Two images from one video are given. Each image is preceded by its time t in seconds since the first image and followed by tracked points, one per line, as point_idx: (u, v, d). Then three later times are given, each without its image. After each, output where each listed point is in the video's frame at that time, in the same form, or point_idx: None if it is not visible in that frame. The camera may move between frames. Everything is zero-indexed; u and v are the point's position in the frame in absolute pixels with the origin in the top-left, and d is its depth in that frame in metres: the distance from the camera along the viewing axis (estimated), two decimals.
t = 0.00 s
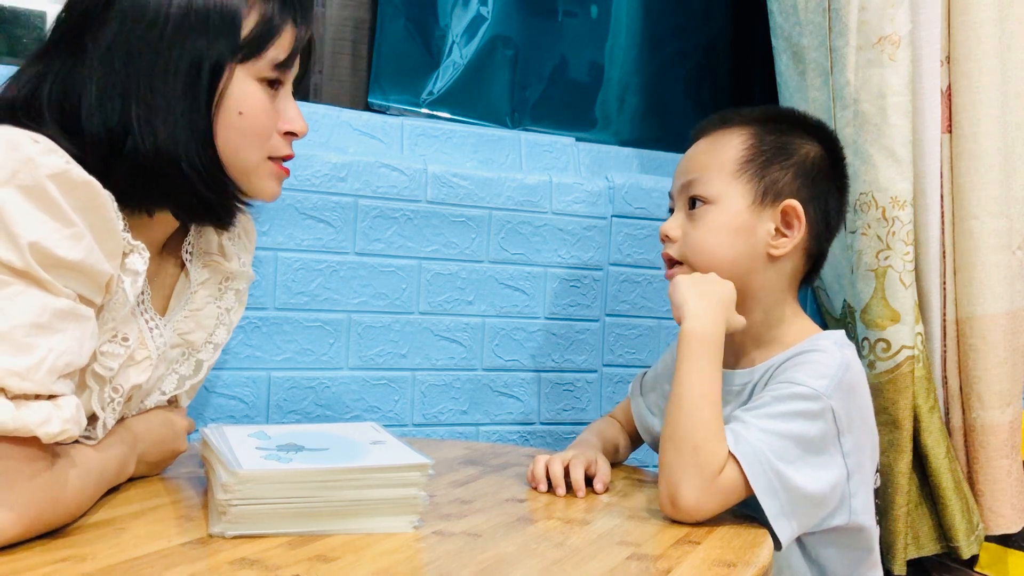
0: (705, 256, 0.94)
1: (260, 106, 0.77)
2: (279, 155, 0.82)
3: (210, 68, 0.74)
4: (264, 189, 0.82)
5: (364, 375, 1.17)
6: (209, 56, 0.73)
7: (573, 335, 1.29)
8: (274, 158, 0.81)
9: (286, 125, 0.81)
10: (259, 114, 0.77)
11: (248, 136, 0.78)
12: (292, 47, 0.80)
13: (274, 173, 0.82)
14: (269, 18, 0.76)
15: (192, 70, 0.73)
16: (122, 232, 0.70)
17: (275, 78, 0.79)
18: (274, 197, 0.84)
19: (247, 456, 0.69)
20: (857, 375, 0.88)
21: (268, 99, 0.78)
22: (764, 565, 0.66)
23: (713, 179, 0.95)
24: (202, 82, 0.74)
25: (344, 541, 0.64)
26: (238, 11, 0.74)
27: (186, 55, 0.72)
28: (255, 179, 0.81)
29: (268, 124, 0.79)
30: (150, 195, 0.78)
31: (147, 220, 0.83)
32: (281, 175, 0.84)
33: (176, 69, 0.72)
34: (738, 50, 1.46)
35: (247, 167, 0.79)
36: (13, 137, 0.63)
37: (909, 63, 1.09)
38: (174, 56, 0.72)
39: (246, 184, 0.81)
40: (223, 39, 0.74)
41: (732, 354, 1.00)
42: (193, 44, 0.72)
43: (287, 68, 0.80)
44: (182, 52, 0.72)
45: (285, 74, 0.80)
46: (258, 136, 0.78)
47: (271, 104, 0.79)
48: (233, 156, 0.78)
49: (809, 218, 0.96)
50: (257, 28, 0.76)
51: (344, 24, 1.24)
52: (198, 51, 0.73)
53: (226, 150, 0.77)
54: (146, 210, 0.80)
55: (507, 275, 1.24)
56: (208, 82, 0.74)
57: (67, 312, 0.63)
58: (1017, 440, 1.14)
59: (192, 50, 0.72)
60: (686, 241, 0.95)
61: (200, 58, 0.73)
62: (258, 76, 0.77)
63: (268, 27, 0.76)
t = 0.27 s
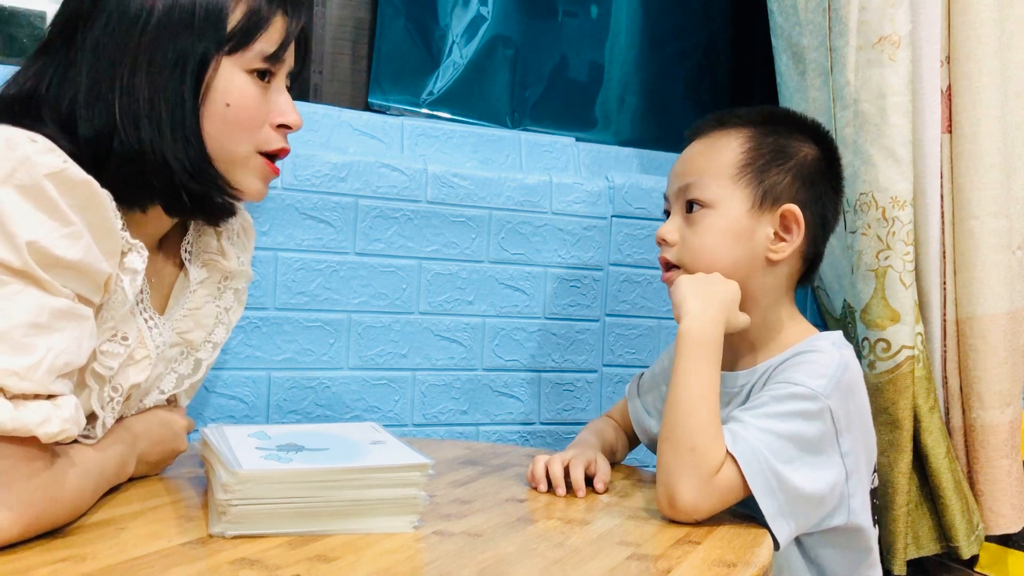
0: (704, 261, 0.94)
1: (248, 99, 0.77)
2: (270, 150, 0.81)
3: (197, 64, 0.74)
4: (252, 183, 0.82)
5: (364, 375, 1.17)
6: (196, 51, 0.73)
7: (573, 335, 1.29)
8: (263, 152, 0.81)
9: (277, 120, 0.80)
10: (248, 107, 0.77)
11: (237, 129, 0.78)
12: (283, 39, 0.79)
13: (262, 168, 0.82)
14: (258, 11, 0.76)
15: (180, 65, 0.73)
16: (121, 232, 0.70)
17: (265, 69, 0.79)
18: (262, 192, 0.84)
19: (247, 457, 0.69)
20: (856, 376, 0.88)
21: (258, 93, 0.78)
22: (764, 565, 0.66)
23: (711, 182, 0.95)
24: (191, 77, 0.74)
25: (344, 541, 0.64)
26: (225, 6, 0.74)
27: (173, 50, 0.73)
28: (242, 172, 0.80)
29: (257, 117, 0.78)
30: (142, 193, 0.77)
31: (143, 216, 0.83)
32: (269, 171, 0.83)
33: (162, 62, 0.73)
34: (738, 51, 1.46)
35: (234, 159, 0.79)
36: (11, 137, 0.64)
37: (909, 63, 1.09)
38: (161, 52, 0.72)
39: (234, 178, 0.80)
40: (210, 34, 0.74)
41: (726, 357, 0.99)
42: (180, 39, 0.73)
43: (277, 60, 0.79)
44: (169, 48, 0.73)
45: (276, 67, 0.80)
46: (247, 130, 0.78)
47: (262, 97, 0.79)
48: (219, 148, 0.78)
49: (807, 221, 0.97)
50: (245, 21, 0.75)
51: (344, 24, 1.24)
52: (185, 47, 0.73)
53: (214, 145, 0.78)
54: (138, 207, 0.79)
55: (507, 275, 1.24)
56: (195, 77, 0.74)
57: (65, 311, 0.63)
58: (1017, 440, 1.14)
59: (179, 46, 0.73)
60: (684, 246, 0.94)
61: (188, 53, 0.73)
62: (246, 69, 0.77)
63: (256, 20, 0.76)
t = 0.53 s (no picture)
0: (704, 264, 0.94)
1: (245, 98, 0.77)
2: (266, 150, 0.81)
3: (196, 61, 0.73)
4: (250, 181, 0.81)
5: (364, 375, 1.17)
6: (194, 48, 0.73)
7: (573, 335, 1.29)
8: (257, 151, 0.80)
9: (275, 120, 0.79)
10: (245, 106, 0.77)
11: (235, 127, 0.77)
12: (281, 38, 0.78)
13: (258, 168, 0.81)
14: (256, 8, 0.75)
15: (178, 62, 0.73)
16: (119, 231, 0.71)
17: (264, 68, 0.78)
18: (259, 192, 0.83)
19: (247, 457, 0.69)
20: (856, 376, 0.88)
21: (255, 92, 0.77)
22: (763, 565, 0.66)
23: (710, 184, 0.94)
24: (190, 74, 0.73)
25: (344, 541, 0.64)
26: (224, 3, 0.73)
27: (170, 47, 0.72)
28: (238, 170, 0.80)
29: (253, 117, 0.78)
30: (140, 192, 0.77)
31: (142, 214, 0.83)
32: (265, 172, 0.82)
33: (159, 60, 0.72)
34: (738, 51, 1.46)
35: (229, 159, 0.78)
36: (9, 137, 0.64)
37: (909, 63, 1.09)
38: (160, 49, 0.72)
39: (232, 177, 0.80)
40: (209, 31, 0.73)
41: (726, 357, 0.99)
42: (178, 36, 0.72)
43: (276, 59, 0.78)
44: (168, 45, 0.72)
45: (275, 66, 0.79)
46: (244, 128, 0.78)
47: (259, 97, 0.78)
48: (215, 147, 0.77)
49: (807, 224, 0.97)
50: (244, 19, 0.75)
51: (344, 24, 1.24)
52: (183, 44, 0.73)
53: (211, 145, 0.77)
54: (137, 205, 0.79)
55: (507, 275, 1.24)
56: (194, 74, 0.73)
57: (64, 311, 0.63)
58: (1017, 440, 1.14)
59: (177, 43, 0.72)
60: (684, 249, 0.94)
61: (185, 50, 0.73)
62: (243, 68, 0.76)
63: (255, 18, 0.75)
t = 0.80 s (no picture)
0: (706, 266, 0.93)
1: (198, 70, 0.77)
2: (223, 120, 0.81)
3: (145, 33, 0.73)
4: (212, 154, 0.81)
5: (364, 375, 1.17)
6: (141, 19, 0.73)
7: (573, 335, 1.29)
8: (215, 122, 0.81)
9: (229, 87, 0.80)
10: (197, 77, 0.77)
11: (190, 100, 0.77)
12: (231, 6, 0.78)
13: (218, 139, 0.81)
14: None
15: (127, 36, 0.73)
16: (79, 219, 0.71)
17: (213, 37, 0.78)
18: (222, 162, 0.83)
19: (247, 456, 0.69)
20: (856, 377, 0.88)
21: (207, 62, 0.78)
22: (763, 566, 0.66)
23: (711, 184, 0.94)
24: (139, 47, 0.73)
25: (344, 541, 0.64)
26: None
27: (116, 19, 0.72)
28: (197, 143, 0.80)
29: (205, 87, 0.78)
30: (99, 173, 0.77)
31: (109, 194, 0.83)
32: (226, 141, 0.82)
33: (106, 35, 0.72)
34: (738, 51, 1.46)
35: (186, 131, 0.79)
36: None
37: (909, 63, 1.09)
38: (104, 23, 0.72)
39: (193, 151, 0.80)
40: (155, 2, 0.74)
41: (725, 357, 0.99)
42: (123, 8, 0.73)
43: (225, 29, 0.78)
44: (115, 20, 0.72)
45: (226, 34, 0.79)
46: (199, 100, 0.78)
47: (212, 66, 0.78)
48: (171, 121, 0.78)
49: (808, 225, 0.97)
50: None
51: (344, 24, 1.24)
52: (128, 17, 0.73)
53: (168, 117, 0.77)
54: (102, 184, 0.79)
55: (507, 275, 1.24)
56: (142, 47, 0.74)
57: (32, 303, 0.63)
58: (1017, 440, 1.14)
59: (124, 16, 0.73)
60: (685, 251, 0.94)
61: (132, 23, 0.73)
62: (191, 38, 0.76)
63: None
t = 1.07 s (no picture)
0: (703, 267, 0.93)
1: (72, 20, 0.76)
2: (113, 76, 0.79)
3: None
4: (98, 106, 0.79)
5: (364, 375, 1.17)
6: None
7: (573, 335, 1.29)
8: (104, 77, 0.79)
9: (115, 42, 0.78)
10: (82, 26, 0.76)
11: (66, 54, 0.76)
12: None
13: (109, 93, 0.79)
14: None
15: None
16: None
17: None
18: (114, 119, 0.81)
19: (247, 455, 0.69)
20: (855, 377, 0.88)
21: (86, 13, 0.76)
22: (763, 566, 0.66)
23: (705, 185, 0.94)
24: None
25: (344, 540, 0.64)
26: None
27: None
28: (83, 99, 0.78)
29: (86, 43, 0.76)
30: None
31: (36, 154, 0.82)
32: (118, 96, 0.80)
33: None
34: (738, 52, 1.46)
35: (68, 84, 0.77)
36: None
37: (908, 63, 1.09)
38: None
39: (77, 107, 0.78)
40: None
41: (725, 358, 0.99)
42: None
43: None
44: None
45: None
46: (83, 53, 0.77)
47: (94, 20, 0.77)
48: (49, 75, 0.76)
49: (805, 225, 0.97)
50: None
51: (344, 24, 1.24)
52: None
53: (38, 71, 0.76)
54: None
55: (507, 275, 1.24)
56: None
57: None
58: (1017, 440, 1.14)
59: None
60: (682, 254, 0.94)
61: None
62: None
63: None
